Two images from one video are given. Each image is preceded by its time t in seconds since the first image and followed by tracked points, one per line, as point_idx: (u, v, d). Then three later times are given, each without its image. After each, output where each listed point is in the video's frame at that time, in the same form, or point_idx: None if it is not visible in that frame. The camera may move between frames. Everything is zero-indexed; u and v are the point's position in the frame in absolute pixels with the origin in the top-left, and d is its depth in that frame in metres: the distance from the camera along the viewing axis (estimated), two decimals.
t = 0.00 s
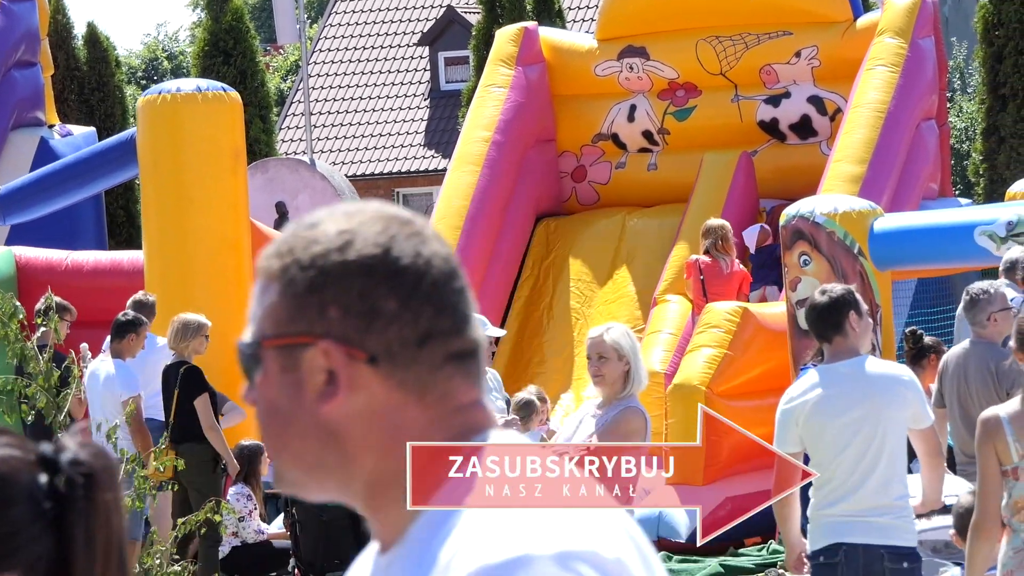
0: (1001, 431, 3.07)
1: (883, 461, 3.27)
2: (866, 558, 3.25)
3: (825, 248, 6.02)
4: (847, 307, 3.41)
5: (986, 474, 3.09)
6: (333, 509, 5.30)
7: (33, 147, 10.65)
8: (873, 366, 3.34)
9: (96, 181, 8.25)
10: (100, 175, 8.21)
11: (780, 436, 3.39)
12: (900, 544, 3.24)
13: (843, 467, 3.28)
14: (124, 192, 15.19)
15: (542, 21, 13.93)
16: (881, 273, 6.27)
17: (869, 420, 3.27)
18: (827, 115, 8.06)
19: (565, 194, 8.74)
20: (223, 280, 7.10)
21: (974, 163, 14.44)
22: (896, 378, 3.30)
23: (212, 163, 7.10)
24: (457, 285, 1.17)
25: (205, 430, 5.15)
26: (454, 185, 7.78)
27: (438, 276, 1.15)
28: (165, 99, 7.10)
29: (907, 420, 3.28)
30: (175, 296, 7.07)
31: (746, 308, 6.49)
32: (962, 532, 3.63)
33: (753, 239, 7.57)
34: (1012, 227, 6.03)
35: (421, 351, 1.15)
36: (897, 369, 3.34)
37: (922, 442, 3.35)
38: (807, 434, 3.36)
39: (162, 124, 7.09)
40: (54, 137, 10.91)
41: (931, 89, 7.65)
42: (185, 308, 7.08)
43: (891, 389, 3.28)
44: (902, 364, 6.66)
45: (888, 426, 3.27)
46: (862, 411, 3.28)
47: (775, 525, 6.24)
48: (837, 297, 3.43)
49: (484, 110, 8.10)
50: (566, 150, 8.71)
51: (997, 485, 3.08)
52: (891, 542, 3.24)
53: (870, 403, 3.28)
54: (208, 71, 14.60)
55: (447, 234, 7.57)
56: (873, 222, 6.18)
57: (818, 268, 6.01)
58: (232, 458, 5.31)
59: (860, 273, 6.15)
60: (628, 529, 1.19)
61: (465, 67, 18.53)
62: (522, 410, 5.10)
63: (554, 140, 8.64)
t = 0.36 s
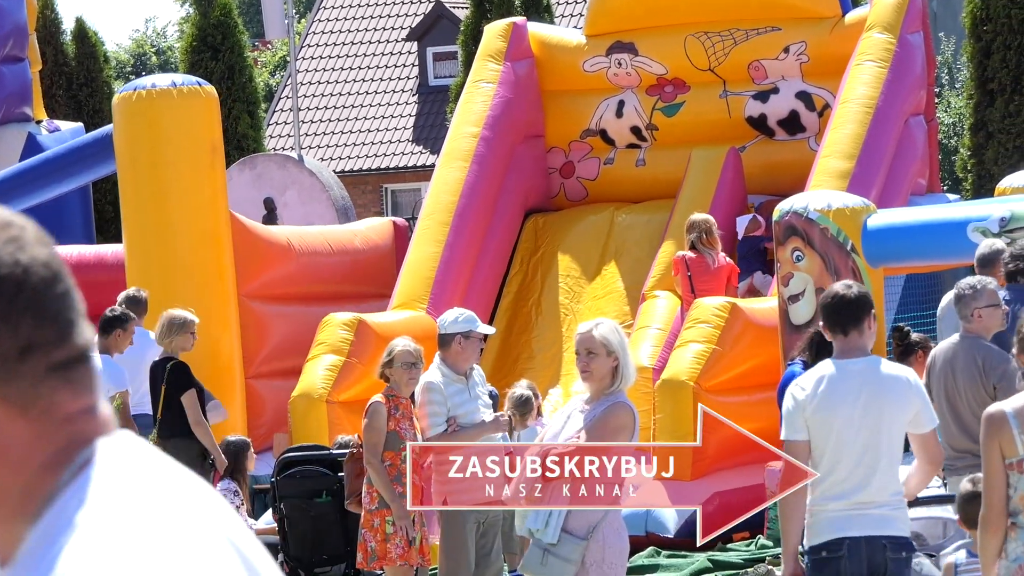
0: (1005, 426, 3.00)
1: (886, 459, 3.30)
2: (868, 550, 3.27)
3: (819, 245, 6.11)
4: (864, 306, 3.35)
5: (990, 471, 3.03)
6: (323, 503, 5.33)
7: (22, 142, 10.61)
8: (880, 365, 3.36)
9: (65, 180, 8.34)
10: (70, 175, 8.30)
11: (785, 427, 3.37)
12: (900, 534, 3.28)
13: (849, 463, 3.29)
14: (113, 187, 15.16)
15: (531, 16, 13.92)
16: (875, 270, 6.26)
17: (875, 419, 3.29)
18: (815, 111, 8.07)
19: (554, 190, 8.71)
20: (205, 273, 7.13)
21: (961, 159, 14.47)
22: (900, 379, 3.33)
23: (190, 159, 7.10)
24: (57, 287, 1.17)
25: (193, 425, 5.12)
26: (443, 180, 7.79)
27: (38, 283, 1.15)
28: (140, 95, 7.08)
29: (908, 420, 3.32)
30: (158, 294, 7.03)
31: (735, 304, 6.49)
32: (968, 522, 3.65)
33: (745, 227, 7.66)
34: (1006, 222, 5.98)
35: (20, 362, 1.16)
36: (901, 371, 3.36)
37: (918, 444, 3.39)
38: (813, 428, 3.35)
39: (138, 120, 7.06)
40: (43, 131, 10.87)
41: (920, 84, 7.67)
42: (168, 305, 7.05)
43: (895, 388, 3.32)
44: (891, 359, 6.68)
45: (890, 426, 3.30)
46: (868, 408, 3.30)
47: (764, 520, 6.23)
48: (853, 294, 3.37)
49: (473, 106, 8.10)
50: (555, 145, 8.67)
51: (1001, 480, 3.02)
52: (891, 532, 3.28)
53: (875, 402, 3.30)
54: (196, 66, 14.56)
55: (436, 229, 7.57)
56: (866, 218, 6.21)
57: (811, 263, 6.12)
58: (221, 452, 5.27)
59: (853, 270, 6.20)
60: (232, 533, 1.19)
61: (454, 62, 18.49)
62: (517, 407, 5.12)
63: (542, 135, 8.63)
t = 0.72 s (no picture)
0: (1017, 411, 3.26)
1: (883, 450, 3.31)
2: (865, 540, 3.27)
3: (806, 245, 6.14)
4: (862, 303, 3.41)
5: (1001, 453, 3.27)
6: (313, 502, 5.31)
7: (10, 141, 10.57)
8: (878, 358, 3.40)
9: (49, 177, 8.32)
10: (55, 172, 8.30)
11: (789, 412, 3.33)
12: (896, 522, 3.29)
13: (851, 452, 3.30)
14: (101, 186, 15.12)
15: (519, 16, 13.91)
16: (863, 270, 6.26)
17: (875, 410, 3.32)
18: (804, 110, 8.08)
19: (543, 189, 8.71)
20: (193, 270, 7.11)
21: (949, 158, 14.51)
22: (899, 373, 3.36)
23: (179, 157, 7.09)
24: None
25: (182, 425, 5.11)
26: (432, 180, 7.79)
27: None
28: (129, 93, 7.07)
29: (904, 414, 3.35)
30: (147, 292, 7.00)
31: (724, 303, 6.49)
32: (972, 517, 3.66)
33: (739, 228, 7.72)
34: (993, 221, 6.01)
35: None
36: (899, 368, 3.39)
37: (907, 443, 3.39)
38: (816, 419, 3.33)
39: (126, 118, 7.05)
40: (32, 131, 10.84)
41: (908, 84, 7.68)
42: (157, 302, 7.03)
43: (893, 381, 3.35)
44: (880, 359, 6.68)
45: (886, 418, 3.32)
46: (869, 400, 3.32)
47: (754, 520, 6.22)
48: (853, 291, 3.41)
49: (462, 106, 8.09)
50: (543, 145, 8.68)
51: (1014, 463, 3.26)
52: (888, 520, 3.30)
53: (876, 393, 3.32)
54: (185, 65, 14.53)
55: (425, 229, 7.57)
56: (854, 218, 6.22)
57: (798, 263, 6.13)
58: (209, 453, 5.26)
59: (840, 268, 6.20)
60: None
61: (442, 61, 18.45)
62: (517, 408, 5.07)
63: (531, 135, 8.62)
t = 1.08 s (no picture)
0: (1012, 418, 3.47)
1: (850, 454, 3.37)
2: (829, 543, 3.34)
3: (797, 246, 6.12)
4: (823, 313, 3.44)
5: (999, 459, 3.48)
6: (303, 504, 5.30)
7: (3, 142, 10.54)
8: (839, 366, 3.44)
9: (37, 182, 8.28)
10: (44, 176, 8.26)
11: (752, 429, 3.42)
12: (862, 527, 3.35)
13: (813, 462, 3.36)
14: (93, 187, 15.10)
15: (511, 17, 13.91)
16: (852, 271, 6.28)
17: (838, 417, 3.37)
18: (796, 112, 8.08)
19: (535, 191, 8.71)
20: (187, 272, 7.10)
21: (941, 160, 14.53)
22: (860, 378, 3.40)
23: (173, 158, 7.08)
24: None
25: (169, 426, 5.09)
26: (424, 181, 7.79)
27: None
28: (123, 94, 7.06)
29: (868, 418, 3.39)
30: (140, 294, 7.00)
31: (715, 305, 6.50)
32: (937, 510, 3.66)
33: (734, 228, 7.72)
34: (983, 224, 6.00)
35: None
36: (861, 373, 3.43)
37: (876, 446, 3.43)
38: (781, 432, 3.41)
39: (120, 119, 7.04)
40: (24, 132, 10.81)
41: (900, 85, 7.69)
42: (151, 304, 7.02)
43: (853, 386, 3.39)
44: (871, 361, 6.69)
45: (851, 423, 3.38)
46: (831, 408, 3.37)
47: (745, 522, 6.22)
48: (814, 300, 3.44)
49: (454, 107, 8.09)
50: (536, 147, 8.69)
51: (1010, 468, 3.47)
52: (854, 525, 3.35)
53: (836, 400, 3.38)
54: (177, 66, 14.51)
55: (417, 230, 7.57)
56: (845, 219, 6.24)
57: (789, 265, 6.11)
58: (198, 454, 5.24)
59: (832, 271, 6.20)
60: None
61: (434, 63, 18.43)
62: (509, 408, 5.08)
63: (524, 136, 8.63)
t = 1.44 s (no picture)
0: (1014, 412, 3.55)
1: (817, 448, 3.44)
2: (806, 539, 3.38)
3: (794, 251, 6.18)
4: (786, 308, 3.49)
5: (1001, 452, 3.56)
6: (299, 507, 5.30)
7: None
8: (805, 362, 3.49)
9: (32, 182, 8.27)
10: (38, 177, 8.25)
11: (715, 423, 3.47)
12: (836, 527, 3.40)
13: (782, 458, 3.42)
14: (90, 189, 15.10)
15: (508, 21, 13.91)
16: (849, 275, 6.28)
17: (805, 411, 3.43)
18: (792, 116, 8.09)
19: (531, 194, 8.70)
20: (183, 274, 7.09)
21: (937, 165, 14.54)
22: (827, 375, 3.46)
23: (170, 161, 7.07)
24: None
25: (165, 427, 5.09)
26: (421, 184, 7.79)
27: None
28: (121, 97, 7.05)
29: (833, 413, 3.46)
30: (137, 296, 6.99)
31: (711, 308, 6.50)
32: (934, 513, 3.66)
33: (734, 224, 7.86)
34: (981, 229, 5.98)
35: None
36: (826, 369, 3.49)
37: (840, 440, 3.51)
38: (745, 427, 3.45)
39: (118, 121, 7.04)
40: (20, 134, 10.80)
41: (896, 90, 7.69)
42: (146, 306, 7.01)
43: (820, 382, 3.45)
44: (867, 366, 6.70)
45: (818, 418, 3.44)
46: (798, 402, 3.43)
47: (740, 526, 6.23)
48: (777, 297, 3.50)
49: (450, 110, 8.09)
50: (532, 150, 8.69)
51: (1012, 459, 3.56)
52: (829, 525, 3.40)
53: (804, 396, 3.43)
54: (174, 68, 14.51)
55: (413, 233, 7.57)
56: (843, 224, 6.26)
57: (786, 269, 6.19)
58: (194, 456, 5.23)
59: (829, 275, 6.21)
60: None
61: (430, 65, 18.43)
62: (504, 411, 5.10)
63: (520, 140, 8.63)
